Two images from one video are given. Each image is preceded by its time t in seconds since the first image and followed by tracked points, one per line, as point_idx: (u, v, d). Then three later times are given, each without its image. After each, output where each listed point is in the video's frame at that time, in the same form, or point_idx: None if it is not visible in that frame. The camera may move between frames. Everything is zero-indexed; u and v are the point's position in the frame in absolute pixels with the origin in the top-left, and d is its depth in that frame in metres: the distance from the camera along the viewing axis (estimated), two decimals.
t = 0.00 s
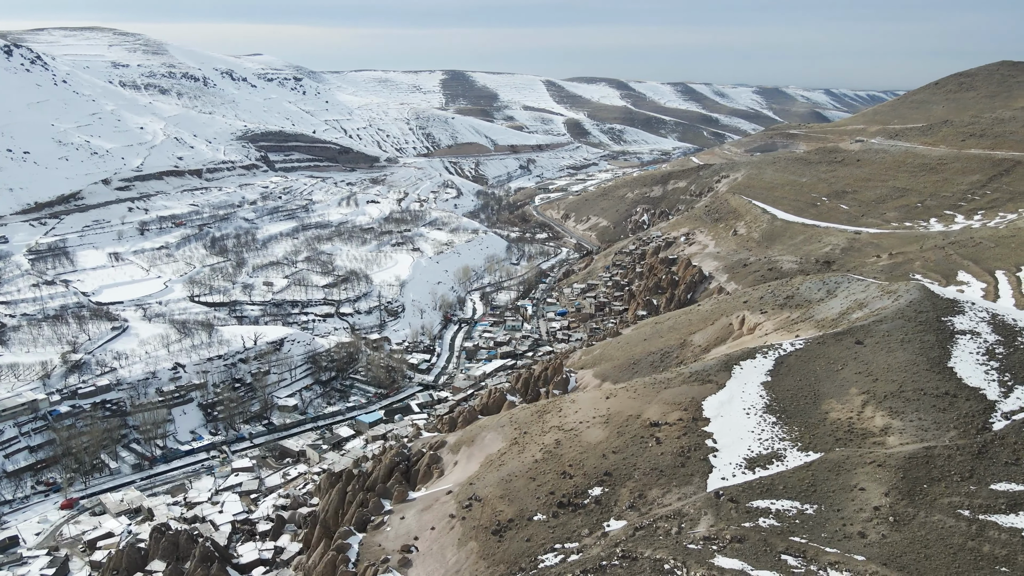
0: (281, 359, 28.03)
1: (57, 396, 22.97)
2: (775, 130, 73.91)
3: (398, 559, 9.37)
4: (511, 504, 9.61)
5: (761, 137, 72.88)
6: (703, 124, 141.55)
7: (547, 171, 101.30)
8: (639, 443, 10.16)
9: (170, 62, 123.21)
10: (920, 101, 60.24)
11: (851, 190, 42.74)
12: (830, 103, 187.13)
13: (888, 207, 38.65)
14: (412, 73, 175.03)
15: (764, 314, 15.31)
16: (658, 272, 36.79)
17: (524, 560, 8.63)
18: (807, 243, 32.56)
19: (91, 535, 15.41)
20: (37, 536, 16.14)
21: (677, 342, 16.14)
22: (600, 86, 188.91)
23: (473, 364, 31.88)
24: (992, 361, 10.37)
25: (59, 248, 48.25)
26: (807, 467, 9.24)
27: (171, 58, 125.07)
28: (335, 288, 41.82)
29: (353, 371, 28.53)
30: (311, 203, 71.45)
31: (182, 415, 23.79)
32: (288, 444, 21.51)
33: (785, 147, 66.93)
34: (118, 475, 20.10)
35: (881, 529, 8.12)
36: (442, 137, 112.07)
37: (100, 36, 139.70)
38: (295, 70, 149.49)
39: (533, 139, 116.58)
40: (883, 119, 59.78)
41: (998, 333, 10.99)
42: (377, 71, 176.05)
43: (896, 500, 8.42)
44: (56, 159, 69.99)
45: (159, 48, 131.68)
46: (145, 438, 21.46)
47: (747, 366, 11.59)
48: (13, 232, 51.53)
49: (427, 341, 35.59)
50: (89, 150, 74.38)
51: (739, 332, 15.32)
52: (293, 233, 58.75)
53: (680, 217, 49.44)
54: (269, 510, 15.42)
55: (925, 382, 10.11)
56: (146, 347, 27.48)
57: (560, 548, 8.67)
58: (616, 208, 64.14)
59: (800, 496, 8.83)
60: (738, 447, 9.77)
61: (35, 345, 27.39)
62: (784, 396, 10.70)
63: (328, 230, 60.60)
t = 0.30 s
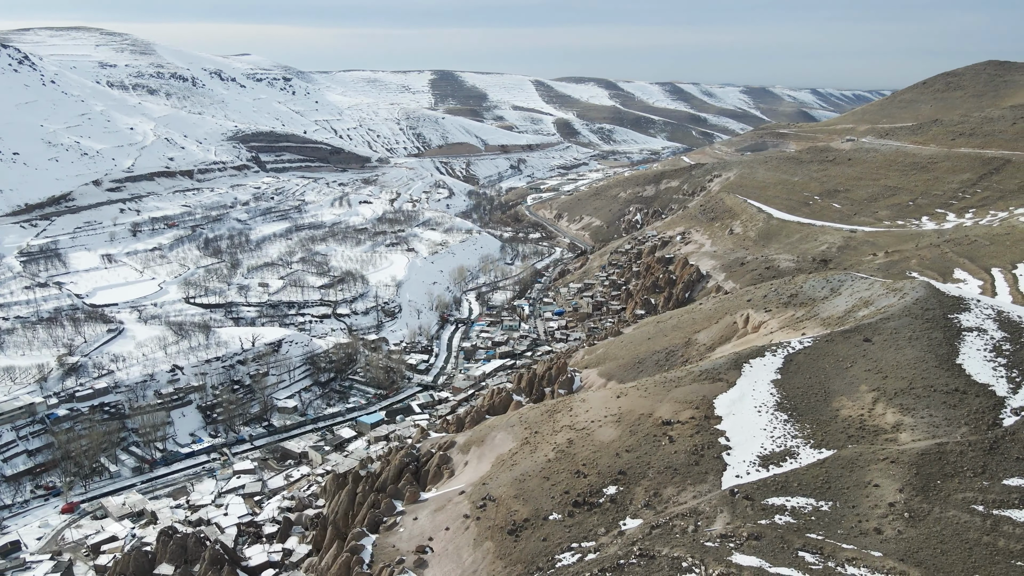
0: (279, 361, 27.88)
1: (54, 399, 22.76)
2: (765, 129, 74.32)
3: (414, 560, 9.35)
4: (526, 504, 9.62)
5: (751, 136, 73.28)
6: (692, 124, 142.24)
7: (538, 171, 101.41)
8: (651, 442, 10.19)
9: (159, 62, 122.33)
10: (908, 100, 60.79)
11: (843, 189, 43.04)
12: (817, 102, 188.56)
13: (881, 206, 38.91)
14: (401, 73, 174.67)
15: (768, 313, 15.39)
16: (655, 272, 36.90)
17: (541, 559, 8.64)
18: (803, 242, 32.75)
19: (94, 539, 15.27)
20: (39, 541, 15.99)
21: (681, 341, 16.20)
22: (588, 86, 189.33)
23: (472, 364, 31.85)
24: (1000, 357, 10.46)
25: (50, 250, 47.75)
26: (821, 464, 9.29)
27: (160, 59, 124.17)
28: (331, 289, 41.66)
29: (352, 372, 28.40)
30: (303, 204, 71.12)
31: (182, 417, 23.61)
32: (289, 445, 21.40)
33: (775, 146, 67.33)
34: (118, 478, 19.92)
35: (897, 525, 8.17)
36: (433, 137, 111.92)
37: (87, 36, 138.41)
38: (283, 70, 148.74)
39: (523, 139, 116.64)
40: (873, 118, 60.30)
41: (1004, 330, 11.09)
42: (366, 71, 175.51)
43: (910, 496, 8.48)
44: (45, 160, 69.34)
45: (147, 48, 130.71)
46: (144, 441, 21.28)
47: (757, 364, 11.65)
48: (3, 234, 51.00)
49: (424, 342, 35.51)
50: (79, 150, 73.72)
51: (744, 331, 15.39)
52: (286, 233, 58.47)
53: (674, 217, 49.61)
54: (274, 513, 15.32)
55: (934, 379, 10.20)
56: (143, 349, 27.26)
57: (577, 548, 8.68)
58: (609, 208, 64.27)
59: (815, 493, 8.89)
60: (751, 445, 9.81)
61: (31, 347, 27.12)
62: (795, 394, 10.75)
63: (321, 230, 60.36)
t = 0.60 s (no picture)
0: (277, 362, 27.74)
1: (51, 403, 22.55)
2: (754, 129, 74.79)
3: (430, 560, 9.33)
4: (542, 503, 9.62)
5: (741, 136, 73.73)
6: (679, 123, 142.98)
7: (527, 171, 101.54)
8: (665, 440, 10.22)
9: (146, 62, 121.38)
10: (895, 99, 61.43)
11: (834, 188, 43.38)
12: (801, 102, 190.15)
13: (872, 204, 39.21)
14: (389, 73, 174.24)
15: (772, 311, 15.49)
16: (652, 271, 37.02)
17: (558, 559, 8.65)
18: (799, 240, 32.97)
19: (97, 543, 15.14)
20: (40, 546, 15.84)
21: (686, 340, 16.26)
22: (576, 86, 189.76)
23: (470, 364, 31.84)
24: (1007, 353, 10.57)
25: (40, 252, 47.23)
26: (834, 461, 9.36)
27: (146, 59, 123.05)
28: (326, 290, 41.49)
29: (351, 373, 28.29)
30: (295, 204, 70.78)
31: (180, 420, 23.42)
32: (290, 447, 21.30)
33: (764, 146, 67.77)
34: (118, 482, 19.75)
35: (912, 520, 8.24)
36: (422, 137, 111.64)
37: (72, 36, 137.01)
38: (271, 70, 147.94)
39: (513, 138, 116.72)
40: (860, 118, 60.80)
41: (1010, 327, 11.22)
42: (354, 71, 174.91)
43: (925, 492, 8.54)
44: (34, 161, 68.63)
45: (133, 48, 129.64)
46: (143, 444, 21.12)
47: (766, 362, 11.72)
48: None
49: (422, 342, 35.44)
50: (68, 151, 73.01)
51: (748, 329, 15.47)
52: (278, 234, 58.19)
53: (667, 216, 49.78)
54: (280, 515, 15.25)
55: (944, 376, 10.29)
56: (139, 351, 27.05)
57: (594, 547, 8.69)
58: (601, 207, 64.41)
59: (829, 489, 8.95)
60: (765, 443, 9.86)
61: (26, 350, 26.83)
62: (806, 391, 10.83)
63: (314, 231, 60.10)
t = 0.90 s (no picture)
0: (275, 364, 27.60)
1: (48, 407, 22.35)
2: (743, 129, 75.21)
3: (445, 561, 9.32)
4: (555, 503, 9.63)
5: (731, 135, 74.13)
6: (668, 123, 143.55)
7: (517, 171, 101.62)
8: (677, 438, 10.26)
9: (133, 62, 120.44)
10: (883, 99, 61.97)
11: (825, 187, 43.68)
12: (787, 101, 191.64)
13: (864, 203, 39.46)
14: (377, 73, 173.73)
15: (776, 310, 15.56)
16: (649, 270, 37.14)
17: (575, 558, 8.67)
18: (795, 239, 33.18)
19: (101, 547, 15.02)
20: (41, 550, 15.69)
21: (690, 338, 16.32)
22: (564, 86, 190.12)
23: (469, 364, 31.81)
24: (1013, 350, 10.67)
25: (31, 254, 46.74)
26: (846, 458, 9.42)
27: (134, 59, 122.00)
28: (322, 291, 41.31)
29: (350, 374, 28.17)
30: (287, 205, 70.45)
31: (179, 422, 23.25)
32: (291, 448, 21.22)
33: (754, 145, 68.16)
34: (118, 485, 19.58)
35: (926, 516, 8.30)
36: (412, 137, 111.39)
37: (57, 36, 135.60)
38: (259, 70, 147.15)
39: (503, 138, 116.75)
40: (849, 117, 61.27)
41: (1015, 324, 11.33)
42: (343, 71, 174.26)
43: (938, 488, 8.61)
44: (23, 162, 67.92)
45: (120, 48, 128.58)
46: (142, 447, 20.93)
47: (775, 360, 11.79)
48: None
49: (419, 343, 35.36)
50: (57, 152, 72.34)
51: (752, 328, 15.55)
52: (271, 235, 57.89)
53: (661, 216, 49.95)
54: (285, 517, 15.19)
55: (952, 372, 10.37)
56: (136, 353, 26.81)
57: (610, 546, 8.71)
58: (593, 207, 64.51)
59: (843, 486, 9.01)
60: (776, 440, 9.92)
61: (21, 354, 26.55)
62: (815, 388, 10.90)
63: (307, 232, 59.85)
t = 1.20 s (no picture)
0: (273, 365, 27.45)
1: (45, 410, 22.12)
2: (732, 128, 75.60)
3: (461, 561, 9.33)
4: (571, 502, 9.65)
5: (721, 134, 74.53)
6: (657, 122, 144.15)
7: (508, 171, 101.64)
8: (690, 437, 10.31)
9: (120, 62, 119.33)
10: (871, 98, 62.52)
11: (817, 186, 43.98)
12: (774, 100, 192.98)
13: (856, 202, 39.67)
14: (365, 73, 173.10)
15: (780, 308, 15.65)
16: (646, 269, 37.23)
17: (592, 557, 8.69)
18: (790, 238, 33.37)
19: (105, 551, 14.90)
20: (44, 555, 15.54)
21: (695, 337, 16.39)
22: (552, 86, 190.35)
23: (467, 364, 31.78)
24: (1020, 347, 10.77)
25: (22, 256, 46.19)
26: (859, 455, 9.48)
27: (121, 59, 120.84)
28: (318, 291, 41.12)
29: (348, 375, 28.05)
30: (279, 205, 70.07)
31: (178, 425, 23.07)
32: (292, 450, 21.13)
33: (744, 144, 68.52)
34: (118, 489, 19.40)
35: (941, 512, 8.34)
36: (402, 137, 111.09)
37: (41, 36, 133.98)
38: (247, 70, 146.20)
39: (493, 138, 116.72)
40: (838, 117, 61.75)
41: (1020, 320, 11.45)
42: (331, 71, 173.51)
43: (952, 484, 8.65)
44: (11, 163, 67.10)
45: (106, 48, 127.33)
46: (142, 450, 20.75)
47: (784, 358, 11.86)
48: None
49: (416, 343, 35.27)
50: (46, 153, 71.56)
51: (756, 326, 15.65)
52: (263, 236, 57.53)
53: (654, 215, 50.10)
54: (290, 518, 15.12)
55: (961, 369, 10.46)
56: (133, 355, 26.57)
57: (627, 544, 8.73)
58: (586, 207, 64.62)
59: (857, 483, 9.06)
60: (789, 438, 9.98)
61: (16, 357, 26.24)
62: (825, 386, 10.98)
63: (300, 232, 59.55)
